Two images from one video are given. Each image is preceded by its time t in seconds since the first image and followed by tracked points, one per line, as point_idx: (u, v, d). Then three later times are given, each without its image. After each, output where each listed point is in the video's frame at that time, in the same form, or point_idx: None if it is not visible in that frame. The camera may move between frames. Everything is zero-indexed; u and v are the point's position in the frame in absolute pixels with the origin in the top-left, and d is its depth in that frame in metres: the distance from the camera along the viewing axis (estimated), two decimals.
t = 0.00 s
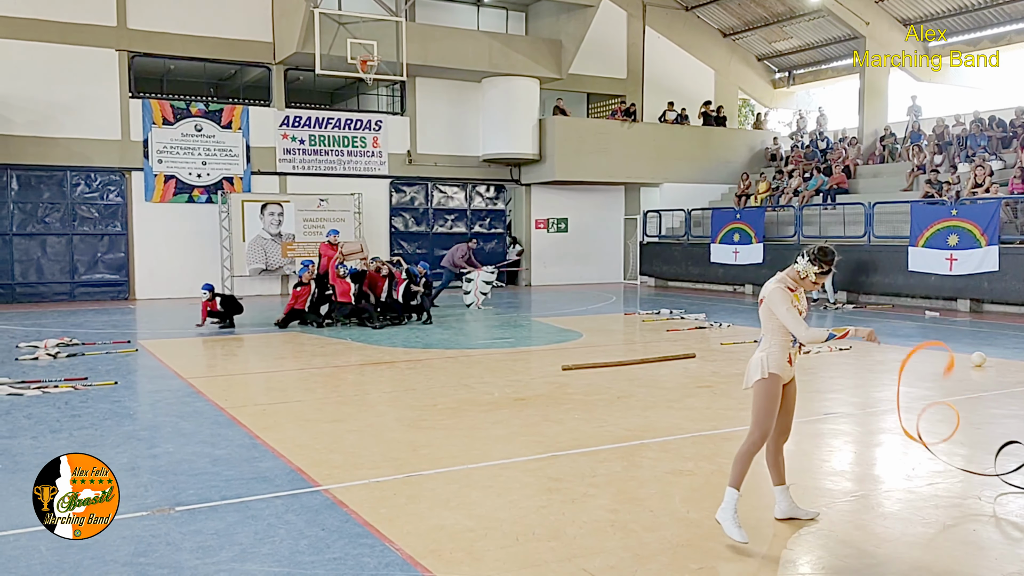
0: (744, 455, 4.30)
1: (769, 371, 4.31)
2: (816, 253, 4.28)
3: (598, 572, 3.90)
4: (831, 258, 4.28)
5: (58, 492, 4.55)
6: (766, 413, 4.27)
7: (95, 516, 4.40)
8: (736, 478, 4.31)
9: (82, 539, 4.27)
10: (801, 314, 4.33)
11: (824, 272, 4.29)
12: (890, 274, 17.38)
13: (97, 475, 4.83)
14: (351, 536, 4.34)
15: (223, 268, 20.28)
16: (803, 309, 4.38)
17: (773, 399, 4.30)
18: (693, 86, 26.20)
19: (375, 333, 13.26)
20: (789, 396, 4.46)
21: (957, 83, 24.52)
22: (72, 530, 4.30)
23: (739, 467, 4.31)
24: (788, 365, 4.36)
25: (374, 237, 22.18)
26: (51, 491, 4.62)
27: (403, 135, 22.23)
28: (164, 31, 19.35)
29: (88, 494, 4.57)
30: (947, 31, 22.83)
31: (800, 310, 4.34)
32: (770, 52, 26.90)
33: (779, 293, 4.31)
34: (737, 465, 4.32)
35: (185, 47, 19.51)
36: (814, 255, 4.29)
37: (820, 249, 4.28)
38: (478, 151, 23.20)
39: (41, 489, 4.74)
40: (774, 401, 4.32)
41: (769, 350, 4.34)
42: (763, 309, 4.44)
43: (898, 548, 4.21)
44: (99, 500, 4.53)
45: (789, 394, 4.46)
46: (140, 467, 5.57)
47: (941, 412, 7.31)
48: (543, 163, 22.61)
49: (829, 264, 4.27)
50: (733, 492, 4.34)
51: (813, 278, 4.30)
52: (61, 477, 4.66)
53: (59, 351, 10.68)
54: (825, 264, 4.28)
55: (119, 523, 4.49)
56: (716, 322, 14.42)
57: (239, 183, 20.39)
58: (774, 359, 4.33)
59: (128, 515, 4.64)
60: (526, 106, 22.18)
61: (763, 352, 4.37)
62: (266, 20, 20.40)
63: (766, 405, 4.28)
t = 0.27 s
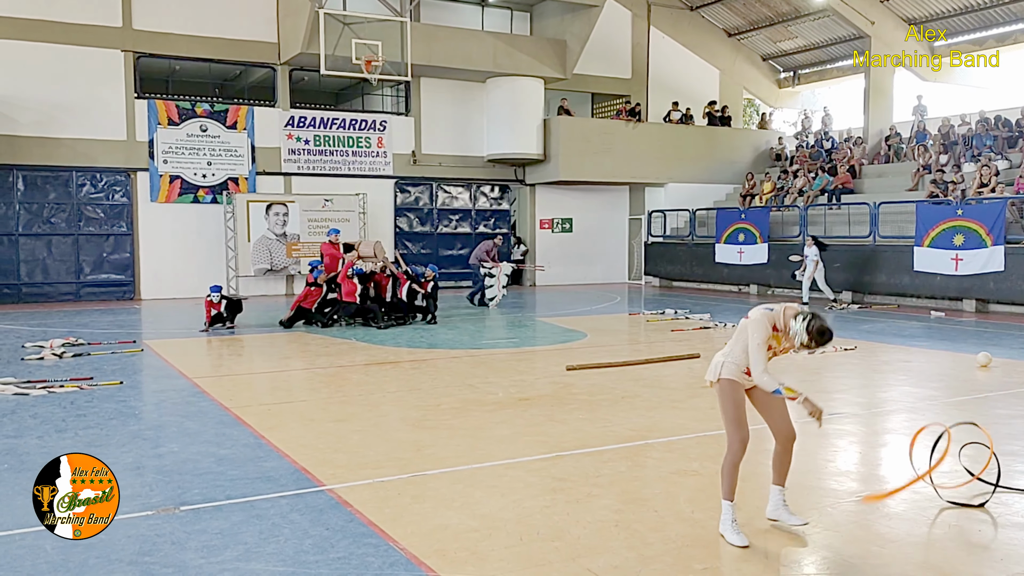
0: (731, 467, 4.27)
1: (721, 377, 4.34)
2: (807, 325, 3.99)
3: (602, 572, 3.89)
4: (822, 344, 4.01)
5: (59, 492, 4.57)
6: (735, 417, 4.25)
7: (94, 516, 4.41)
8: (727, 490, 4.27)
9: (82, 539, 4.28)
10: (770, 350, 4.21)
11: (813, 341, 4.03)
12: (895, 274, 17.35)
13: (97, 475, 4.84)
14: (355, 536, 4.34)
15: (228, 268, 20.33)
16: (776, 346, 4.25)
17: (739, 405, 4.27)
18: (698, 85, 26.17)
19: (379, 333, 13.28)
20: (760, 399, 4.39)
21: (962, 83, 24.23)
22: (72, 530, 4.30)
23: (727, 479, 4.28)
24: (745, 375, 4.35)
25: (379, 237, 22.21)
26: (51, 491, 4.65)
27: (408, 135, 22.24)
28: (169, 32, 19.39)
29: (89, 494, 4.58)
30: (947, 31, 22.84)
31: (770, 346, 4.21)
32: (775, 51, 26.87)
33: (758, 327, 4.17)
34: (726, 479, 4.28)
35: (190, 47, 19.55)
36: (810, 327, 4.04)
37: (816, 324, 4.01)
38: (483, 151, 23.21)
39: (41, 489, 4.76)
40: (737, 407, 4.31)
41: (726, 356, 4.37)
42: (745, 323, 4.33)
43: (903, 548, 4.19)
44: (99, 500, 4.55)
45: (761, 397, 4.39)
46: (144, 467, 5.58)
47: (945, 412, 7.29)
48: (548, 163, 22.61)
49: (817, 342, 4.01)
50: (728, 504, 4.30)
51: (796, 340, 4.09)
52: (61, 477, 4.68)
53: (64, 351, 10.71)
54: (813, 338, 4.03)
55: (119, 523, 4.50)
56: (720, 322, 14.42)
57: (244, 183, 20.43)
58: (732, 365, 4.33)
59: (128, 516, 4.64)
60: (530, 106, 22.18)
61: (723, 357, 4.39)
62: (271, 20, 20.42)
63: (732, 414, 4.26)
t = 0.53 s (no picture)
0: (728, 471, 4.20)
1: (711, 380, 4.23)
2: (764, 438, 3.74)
3: (606, 572, 3.90)
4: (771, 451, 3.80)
5: (59, 492, 4.54)
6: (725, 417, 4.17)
7: (94, 516, 4.40)
8: (726, 493, 4.22)
9: (83, 539, 4.28)
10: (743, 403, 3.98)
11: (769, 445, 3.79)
12: (900, 274, 17.32)
13: (97, 475, 4.84)
14: (359, 536, 4.35)
15: (232, 268, 20.36)
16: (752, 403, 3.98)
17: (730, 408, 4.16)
18: (702, 85, 26.15)
19: (383, 333, 13.29)
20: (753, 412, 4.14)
21: (967, 83, 24.29)
22: (73, 530, 4.30)
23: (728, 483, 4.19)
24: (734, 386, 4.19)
25: (383, 237, 22.23)
26: (51, 491, 4.62)
27: (412, 135, 22.26)
28: (173, 32, 19.44)
29: (88, 494, 4.57)
30: (947, 31, 22.86)
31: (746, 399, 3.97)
32: (779, 51, 26.84)
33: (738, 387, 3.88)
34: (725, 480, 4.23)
35: (194, 47, 19.59)
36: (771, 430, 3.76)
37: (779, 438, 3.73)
38: (487, 151, 23.21)
39: (41, 489, 4.75)
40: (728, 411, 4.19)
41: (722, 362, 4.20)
42: (742, 366, 3.97)
43: (907, 549, 4.19)
44: (99, 500, 4.54)
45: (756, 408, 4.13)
46: (149, 467, 5.60)
47: (949, 412, 7.29)
48: (551, 163, 22.60)
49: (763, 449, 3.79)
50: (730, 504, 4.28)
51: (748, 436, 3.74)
52: (62, 477, 4.66)
53: (69, 351, 10.74)
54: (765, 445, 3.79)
55: (120, 523, 4.50)
56: (724, 322, 14.40)
57: (248, 183, 20.47)
58: (725, 368, 4.17)
59: (127, 515, 4.65)
60: (534, 106, 22.17)
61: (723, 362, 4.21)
62: (275, 21, 20.45)
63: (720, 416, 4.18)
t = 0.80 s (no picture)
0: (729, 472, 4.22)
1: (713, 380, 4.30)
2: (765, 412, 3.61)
3: (609, 572, 3.90)
4: (780, 425, 3.56)
5: (58, 492, 4.57)
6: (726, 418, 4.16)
7: (94, 516, 4.41)
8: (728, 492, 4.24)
9: (83, 539, 4.29)
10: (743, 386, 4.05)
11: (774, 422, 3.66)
12: (902, 274, 17.30)
13: (97, 475, 4.87)
14: (362, 536, 4.35)
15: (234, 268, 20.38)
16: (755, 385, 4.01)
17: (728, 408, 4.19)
18: (704, 86, 26.15)
19: (385, 333, 13.30)
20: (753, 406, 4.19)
21: (969, 82, 24.30)
22: (72, 530, 4.31)
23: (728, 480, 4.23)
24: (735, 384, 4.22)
25: (385, 237, 22.23)
26: (51, 491, 4.64)
27: (414, 135, 22.27)
28: (176, 33, 19.47)
29: (88, 494, 4.60)
30: (947, 31, 22.92)
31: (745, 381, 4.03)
32: (782, 51, 26.81)
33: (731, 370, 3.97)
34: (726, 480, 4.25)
35: (196, 48, 19.61)
36: (773, 403, 3.59)
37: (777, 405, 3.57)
38: (489, 152, 23.21)
39: (41, 489, 4.76)
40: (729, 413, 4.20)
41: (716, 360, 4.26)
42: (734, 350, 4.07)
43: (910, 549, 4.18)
44: (99, 500, 4.56)
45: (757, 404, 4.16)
46: (152, 466, 5.61)
47: (952, 412, 7.28)
48: (554, 163, 22.59)
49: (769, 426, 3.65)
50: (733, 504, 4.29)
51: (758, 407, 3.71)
52: (61, 477, 4.68)
53: (72, 351, 10.76)
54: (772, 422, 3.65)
55: (120, 523, 4.51)
56: (727, 322, 14.40)
57: (251, 183, 20.49)
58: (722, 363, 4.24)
59: (126, 516, 4.66)
60: (537, 106, 22.18)
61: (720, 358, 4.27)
62: (277, 21, 20.46)
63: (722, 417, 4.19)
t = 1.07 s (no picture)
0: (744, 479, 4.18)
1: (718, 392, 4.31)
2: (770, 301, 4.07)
3: (611, 572, 3.89)
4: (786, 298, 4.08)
5: (59, 492, 4.67)
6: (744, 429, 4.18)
7: (94, 516, 4.45)
8: (740, 497, 4.22)
9: (82, 539, 4.30)
10: (744, 347, 4.24)
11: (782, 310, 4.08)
12: (904, 275, 17.28)
13: (97, 475, 4.94)
14: (363, 536, 4.35)
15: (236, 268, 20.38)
16: (755, 342, 4.24)
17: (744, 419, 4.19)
18: (705, 85, 26.14)
19: (387, 334, 13.31)
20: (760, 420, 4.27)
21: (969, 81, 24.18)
22: (72, 530, 4.33)
23: (740, 489, 4.22)
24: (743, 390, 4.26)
25: (386, 237, 22.21)
26: (51, 491, 4.74)
27: (415, 135, 22.27)
28: (178, 33, 19.48)
29: (88, 494, 4.68)
30: (948, 31, 22.98)
31: (746, 343, 4.23)
32: (783, 51, 26.79)
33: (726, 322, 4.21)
34: (739, 488, 4.21)
35: (197, 48, 19.61)
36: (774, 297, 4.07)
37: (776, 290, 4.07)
38: (490, 152, 23.19)
39: (41, 489, 4.83)
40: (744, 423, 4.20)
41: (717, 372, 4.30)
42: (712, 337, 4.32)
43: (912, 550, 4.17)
44: (99, 500, 4.62)
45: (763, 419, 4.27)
46: (153, 467, 5.61)
47: (955, 412, 7.27)
48: (555, 163, 22.59)
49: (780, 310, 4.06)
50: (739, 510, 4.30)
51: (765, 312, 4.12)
52: (62, 477, 4.79)
53: (73, 352, 10.77)
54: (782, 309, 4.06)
55: (120, 523, 4.52)
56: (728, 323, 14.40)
57: (252, 184, 20.49)
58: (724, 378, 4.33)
59: (127, 516, 4.67)
60: (538, 106, 22.17)
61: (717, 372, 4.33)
62: (278, 21, 20.46)
63: (740, 428, 4.18)
